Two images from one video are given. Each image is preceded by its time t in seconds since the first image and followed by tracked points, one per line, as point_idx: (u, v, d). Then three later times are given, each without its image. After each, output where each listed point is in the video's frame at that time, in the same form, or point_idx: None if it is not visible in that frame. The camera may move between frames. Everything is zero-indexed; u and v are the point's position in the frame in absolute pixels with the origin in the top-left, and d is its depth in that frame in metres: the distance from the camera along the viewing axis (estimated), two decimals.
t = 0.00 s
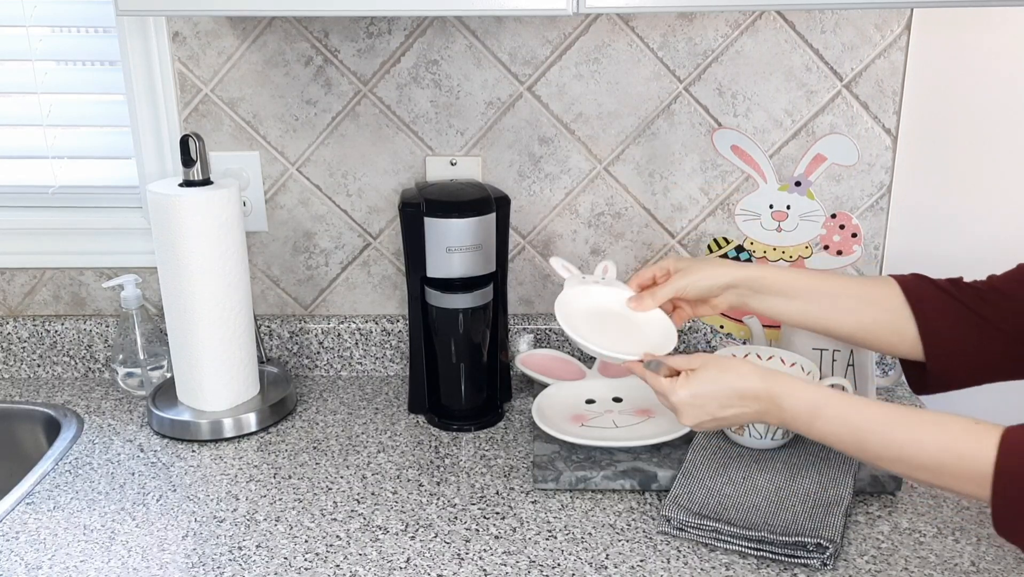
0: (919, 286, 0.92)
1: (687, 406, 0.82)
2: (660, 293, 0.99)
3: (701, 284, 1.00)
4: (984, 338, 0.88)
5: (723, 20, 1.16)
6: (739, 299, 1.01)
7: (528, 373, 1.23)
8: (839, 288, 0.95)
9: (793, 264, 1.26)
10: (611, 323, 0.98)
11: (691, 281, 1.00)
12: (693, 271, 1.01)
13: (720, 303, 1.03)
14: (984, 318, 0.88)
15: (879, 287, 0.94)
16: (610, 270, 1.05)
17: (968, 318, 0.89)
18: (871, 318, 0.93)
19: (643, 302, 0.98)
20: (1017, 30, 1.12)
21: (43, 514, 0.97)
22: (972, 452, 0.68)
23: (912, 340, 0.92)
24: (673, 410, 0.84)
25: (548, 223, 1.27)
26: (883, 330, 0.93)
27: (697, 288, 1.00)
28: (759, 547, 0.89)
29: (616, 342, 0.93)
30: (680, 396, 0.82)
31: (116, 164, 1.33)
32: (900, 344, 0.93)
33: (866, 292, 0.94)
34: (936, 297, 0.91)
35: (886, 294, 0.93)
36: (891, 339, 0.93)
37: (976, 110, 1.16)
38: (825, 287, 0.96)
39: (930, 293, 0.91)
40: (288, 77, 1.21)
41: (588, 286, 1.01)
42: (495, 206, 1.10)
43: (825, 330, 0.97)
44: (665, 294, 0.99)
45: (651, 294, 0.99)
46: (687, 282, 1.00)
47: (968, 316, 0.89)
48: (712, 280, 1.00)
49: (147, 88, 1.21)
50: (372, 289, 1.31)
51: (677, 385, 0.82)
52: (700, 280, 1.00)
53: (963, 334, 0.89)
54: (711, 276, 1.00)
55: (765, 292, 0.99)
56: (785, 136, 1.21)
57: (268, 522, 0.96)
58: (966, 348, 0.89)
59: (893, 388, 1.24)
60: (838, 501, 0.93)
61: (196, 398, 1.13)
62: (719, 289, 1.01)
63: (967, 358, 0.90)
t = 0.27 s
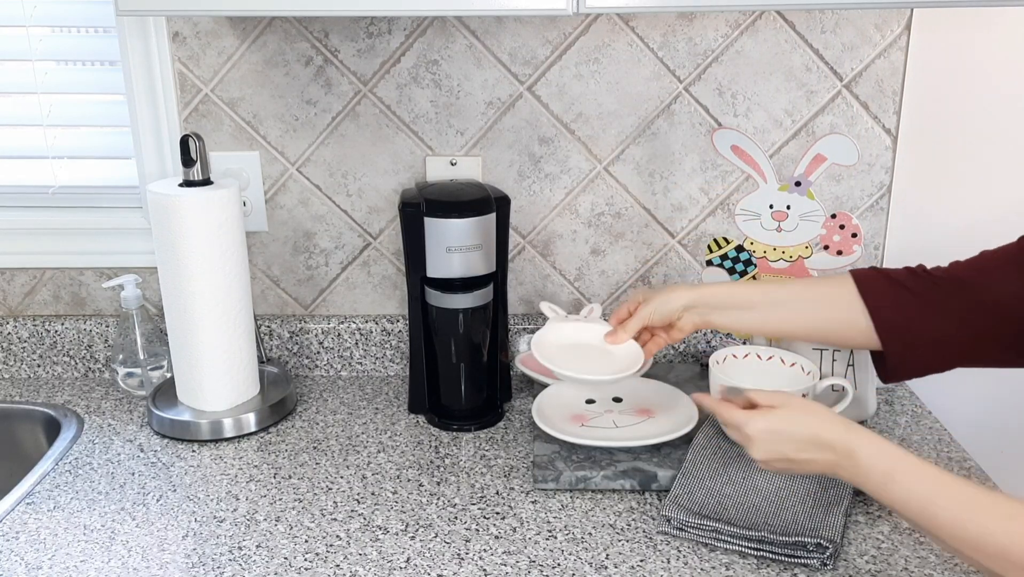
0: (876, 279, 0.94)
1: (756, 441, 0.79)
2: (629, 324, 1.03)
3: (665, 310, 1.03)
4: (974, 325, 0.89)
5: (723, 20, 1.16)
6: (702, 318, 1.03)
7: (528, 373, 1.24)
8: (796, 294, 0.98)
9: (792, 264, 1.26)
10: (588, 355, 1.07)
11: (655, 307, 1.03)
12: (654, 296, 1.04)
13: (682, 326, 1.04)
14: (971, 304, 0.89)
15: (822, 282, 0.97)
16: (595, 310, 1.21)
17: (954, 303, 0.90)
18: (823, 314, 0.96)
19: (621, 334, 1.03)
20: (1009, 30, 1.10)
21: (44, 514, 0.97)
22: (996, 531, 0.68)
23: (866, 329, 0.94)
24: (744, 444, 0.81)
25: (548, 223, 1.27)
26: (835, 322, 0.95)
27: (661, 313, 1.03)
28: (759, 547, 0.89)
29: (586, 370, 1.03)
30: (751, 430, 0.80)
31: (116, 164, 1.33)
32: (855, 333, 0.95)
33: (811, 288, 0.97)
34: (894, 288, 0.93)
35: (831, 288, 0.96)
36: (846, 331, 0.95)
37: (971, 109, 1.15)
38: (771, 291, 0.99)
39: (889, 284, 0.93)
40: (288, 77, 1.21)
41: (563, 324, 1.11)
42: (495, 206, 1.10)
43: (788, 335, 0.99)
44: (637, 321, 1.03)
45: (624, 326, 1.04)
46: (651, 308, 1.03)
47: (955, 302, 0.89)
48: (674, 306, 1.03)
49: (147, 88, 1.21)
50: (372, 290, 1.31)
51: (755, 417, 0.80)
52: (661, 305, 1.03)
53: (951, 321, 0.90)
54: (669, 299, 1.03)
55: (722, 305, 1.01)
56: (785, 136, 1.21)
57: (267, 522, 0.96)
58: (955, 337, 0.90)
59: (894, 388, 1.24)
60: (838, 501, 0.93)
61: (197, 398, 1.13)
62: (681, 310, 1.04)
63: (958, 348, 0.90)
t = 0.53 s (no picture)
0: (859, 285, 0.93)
1: (931, 473, 0.73)
2: (627, 351, 1.07)
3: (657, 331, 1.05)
4: (955, 332, 0.88)
5: (723, 20, 1.16)
6: (696, 333, 1.05)
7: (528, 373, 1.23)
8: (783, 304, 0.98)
9: (792, 264, 1.26)
10: (594, 389, 1.11)
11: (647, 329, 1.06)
12: (647, 319, 1.06)
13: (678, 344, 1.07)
14: (950, 310, 0.88)
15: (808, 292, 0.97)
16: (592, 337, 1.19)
17: (934, 309, 0.89)
18: (811, 325, 0.96)
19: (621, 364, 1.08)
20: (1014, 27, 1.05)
21: (44, 514, 0.97)
22: None
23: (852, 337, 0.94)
24: (911, 468, 0.75)
25: (548, 223, 1.27)
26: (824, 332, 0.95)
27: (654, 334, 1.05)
28: (759, 547, 0.89)
29: (592, 406, 1.07)
30: (932, 462, 0.72)
31: (116, 164, 1.33)
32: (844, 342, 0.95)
33: (798, 299, 0.97)
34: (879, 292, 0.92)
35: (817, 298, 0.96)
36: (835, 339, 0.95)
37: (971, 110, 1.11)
38: (759, 303, 0.99)
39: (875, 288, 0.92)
40: (288, 77, 1.21)
41: (565, 356, 1.14)
42: (495, 206, 1.10)
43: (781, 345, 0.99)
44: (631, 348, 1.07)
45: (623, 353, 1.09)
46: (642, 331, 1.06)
47: (935, 308, 0.89)
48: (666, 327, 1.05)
49: (147, 88, 1.21)
50: (372, 289, 1.31)
51: (939, 446, 0.73)
52: (654, 327, 1.05)
53: (932, 327, 0.89)
54: (661, 320, 1.05)
55: (711, 320, 1.02)
56: (785, 136, 1.21)
57: (267, 522, 0.96)
58: (937, 343, 0.89)
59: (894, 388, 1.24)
60: (838, 501, 0.93)
61: (197, 398, 1.13)
62: (674, 328, 1.05)
63: (940, 354, 0.89)
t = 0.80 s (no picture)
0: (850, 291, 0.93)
1: (1005, 504, 0.72)
2: (627, 364, 1.09)
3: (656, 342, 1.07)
4: (944, 339, 0.87)
5: (723, 20, 1.16)
6: (695, 341, 1.05)
7: (527, 372, 1.23)
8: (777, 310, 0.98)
9: (792, 264, 1.26)
10: (597, 404, 1.11)
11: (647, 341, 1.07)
12: (646, 330, 1.07)
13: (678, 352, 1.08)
14: (943, 316, 0.87)
15: (801, 300, 0.96)
16: (593, 355, 1.21)
17: (923, 315, 0.89)
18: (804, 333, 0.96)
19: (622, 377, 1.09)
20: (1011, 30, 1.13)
21: (43, 514, 0.97)
22: None
23: (845, 344, 0.94)
24: (982, 497, 0.74)
25: (548, 223, 1.27)
26: (817, 340, 0.95)
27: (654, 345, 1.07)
28: (759, 547, 0.89)
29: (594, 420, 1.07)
30: (1007, 494, 0.72)
31: (116, 164, 1.33)
32: (838, 349, 0.94)
33: (791, 306, 0.97)
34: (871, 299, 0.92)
35: (810, 305, 0.96)
36: (828, 346, 0.95)
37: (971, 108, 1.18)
38: (752, 311, 0.99)
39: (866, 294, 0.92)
40: (288, 77, 1.21)
41: (568, 372, 1.14)
42: (495, 206, 1.10)
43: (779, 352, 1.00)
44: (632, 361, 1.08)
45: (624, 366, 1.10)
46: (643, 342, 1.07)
47: (925, 314, 0.88)
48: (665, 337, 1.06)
49: (147, 88, 1.21)
50: (372, 290, 1.31)
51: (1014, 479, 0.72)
52: (652, 338, 1.06)
53: (922, 333, 0.89)
54: (659, 332, 1.06)
55: (707, 329, 1.03)
56: (785, 136, 1.21)
57: (268, 522, 0.96)
58: (926, 349, 0.89)
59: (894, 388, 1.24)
60: (838, 501, 0.93)
61: (196, 398, 1.13)
62: (673, 339, 1.06)
63: (930, 360, 0.89)
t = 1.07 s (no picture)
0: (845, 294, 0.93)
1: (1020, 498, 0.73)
2: (627, 367, 1.10)
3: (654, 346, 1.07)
4: (942, 338, 0.87)
5: (723, 20, 1.16)
6: (693, 344, 1.06)
7: (527, 372, 1.23)
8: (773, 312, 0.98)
9: (793, 264, 1.25)
10: (596, 408, 1.11)
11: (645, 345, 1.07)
12: (643, 334, 1.08)
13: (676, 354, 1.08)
14: (939, 317, 0.87)
15: (797, 301, 0.96)
16: (592, 358, 1.21)
17: (919, 315, 0.88)
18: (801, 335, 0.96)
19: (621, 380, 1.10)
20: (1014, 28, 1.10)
21: (44, 514, 0.97)
22: None
23: (844, 346, 0.94)
24: (997, 493, 0.75)
25: (548, 223, 1.27)
26: (814, 341, 0.95)
27: (653, 349, 1.07)
28: (759, 547, 0.89)
29: (592, 424, 1.06)
30: (1022, 487, 0.73)
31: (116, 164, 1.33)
32: (836, 350, 0.95)
33: (788, 309, 0.97)
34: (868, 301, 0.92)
35: (807, 307, 0.96)
36: (826, 348, 0.95)
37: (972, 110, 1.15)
38: (749, 313, 0.99)
39: (862, 296, 0.92)
40: (288, 77, 1.21)
41: (566, 376, 1.14)
42: (495, 206, 1.10)
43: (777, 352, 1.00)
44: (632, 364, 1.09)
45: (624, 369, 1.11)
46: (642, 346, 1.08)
47: (922, 314, 0.88)
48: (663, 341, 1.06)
49: (147, 88, 1.21)
50: (372, 289, 1.31)
51: None
52: (650, 342, 1.07)
53: (920, 333, 0.89)
54: (657, 335, 1.06)
55: (704, 332, 1.03)
56: (785, 136, 1.21)
57: (267, 522, 0.96)
58: (925, 350, 0.89)
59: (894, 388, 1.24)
60: (838, 501, 0.93)
61: (197, 398, 1.13)
62: (671, 342, 1.06)
63: (929, 360, 0.89)
